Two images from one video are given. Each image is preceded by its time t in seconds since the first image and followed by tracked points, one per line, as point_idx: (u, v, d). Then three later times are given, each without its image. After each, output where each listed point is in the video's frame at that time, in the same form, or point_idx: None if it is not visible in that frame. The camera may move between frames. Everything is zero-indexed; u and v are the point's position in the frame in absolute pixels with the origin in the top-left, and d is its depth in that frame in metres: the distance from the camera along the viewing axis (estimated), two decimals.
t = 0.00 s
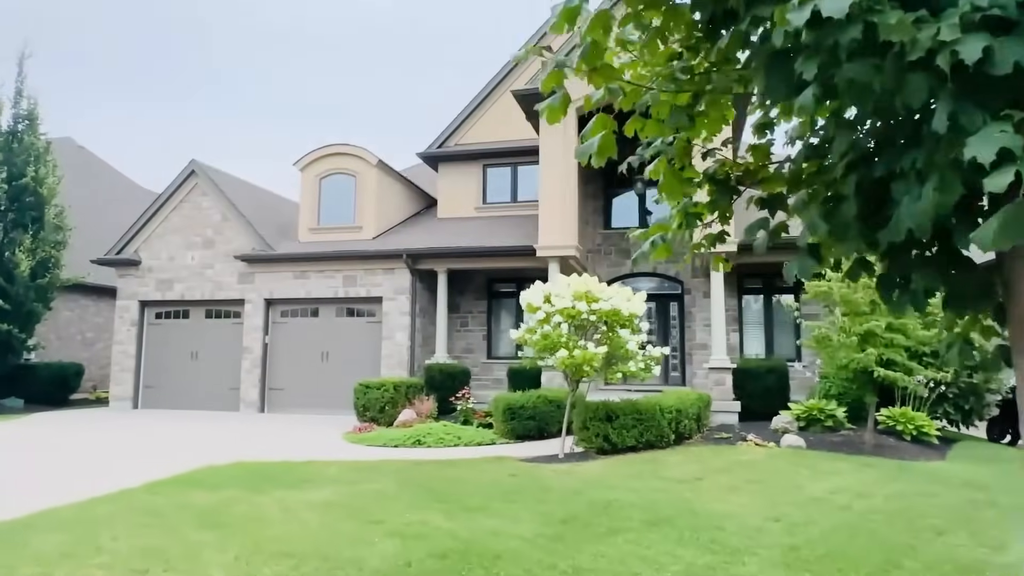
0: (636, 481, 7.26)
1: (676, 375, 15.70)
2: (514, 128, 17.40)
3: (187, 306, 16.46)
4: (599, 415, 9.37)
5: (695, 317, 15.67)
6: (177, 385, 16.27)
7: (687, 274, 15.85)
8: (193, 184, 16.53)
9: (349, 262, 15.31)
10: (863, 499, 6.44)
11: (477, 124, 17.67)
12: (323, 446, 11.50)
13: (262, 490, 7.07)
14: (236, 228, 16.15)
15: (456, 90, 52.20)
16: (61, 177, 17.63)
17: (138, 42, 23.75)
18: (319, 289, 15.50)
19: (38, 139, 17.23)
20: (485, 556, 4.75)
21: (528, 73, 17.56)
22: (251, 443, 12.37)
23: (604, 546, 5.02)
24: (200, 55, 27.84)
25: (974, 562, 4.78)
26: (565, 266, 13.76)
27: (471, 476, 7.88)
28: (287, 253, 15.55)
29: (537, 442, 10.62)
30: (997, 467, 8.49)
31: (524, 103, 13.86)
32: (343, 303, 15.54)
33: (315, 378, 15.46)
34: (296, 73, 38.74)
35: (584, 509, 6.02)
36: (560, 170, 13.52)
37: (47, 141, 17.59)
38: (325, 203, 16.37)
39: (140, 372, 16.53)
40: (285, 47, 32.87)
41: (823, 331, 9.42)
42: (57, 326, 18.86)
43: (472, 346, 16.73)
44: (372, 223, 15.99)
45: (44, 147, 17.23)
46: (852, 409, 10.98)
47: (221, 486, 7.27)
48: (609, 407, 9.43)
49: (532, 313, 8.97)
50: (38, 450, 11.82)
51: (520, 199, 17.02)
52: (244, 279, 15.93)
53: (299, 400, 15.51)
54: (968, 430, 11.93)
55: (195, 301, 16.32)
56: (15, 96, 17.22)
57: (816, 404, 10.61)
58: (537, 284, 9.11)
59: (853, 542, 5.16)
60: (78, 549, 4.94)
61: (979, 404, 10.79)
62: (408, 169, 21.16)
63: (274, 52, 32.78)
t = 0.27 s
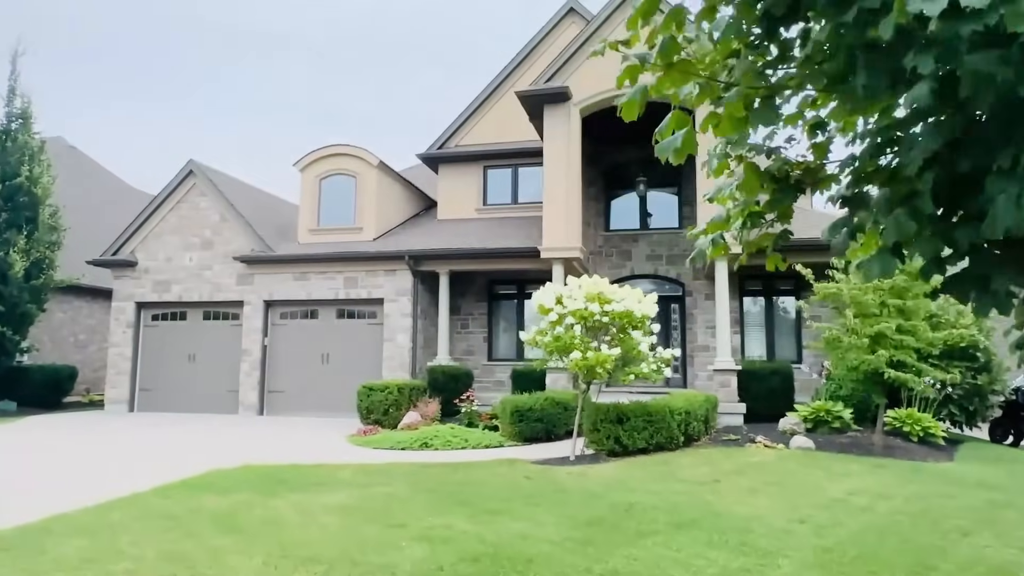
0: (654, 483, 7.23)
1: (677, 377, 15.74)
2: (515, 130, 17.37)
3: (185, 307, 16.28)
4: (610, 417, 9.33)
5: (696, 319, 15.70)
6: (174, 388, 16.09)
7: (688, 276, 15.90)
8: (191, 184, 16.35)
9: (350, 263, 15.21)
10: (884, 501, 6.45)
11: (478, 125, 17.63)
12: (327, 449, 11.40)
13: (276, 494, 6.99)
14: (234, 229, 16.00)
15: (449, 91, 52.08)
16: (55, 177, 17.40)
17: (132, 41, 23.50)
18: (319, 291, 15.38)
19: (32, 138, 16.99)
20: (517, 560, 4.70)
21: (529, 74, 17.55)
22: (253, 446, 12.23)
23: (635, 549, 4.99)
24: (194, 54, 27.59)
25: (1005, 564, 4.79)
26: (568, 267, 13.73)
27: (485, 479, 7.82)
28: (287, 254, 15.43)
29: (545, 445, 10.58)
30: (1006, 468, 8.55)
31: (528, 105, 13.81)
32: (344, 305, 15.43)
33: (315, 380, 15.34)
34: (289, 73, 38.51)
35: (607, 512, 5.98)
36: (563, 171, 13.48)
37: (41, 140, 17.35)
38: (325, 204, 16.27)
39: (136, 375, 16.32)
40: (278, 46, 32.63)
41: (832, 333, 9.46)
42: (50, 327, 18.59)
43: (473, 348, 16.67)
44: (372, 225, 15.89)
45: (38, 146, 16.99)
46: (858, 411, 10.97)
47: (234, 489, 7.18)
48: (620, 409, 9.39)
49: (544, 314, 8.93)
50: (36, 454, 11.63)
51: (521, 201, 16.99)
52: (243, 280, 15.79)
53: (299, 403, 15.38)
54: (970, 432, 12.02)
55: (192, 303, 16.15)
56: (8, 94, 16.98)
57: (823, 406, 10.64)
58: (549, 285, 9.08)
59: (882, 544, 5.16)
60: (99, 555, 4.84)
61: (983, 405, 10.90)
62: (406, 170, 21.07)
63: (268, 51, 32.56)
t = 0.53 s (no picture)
0: (666, 490, 7.20)
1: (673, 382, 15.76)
2: (512, 134, 17.33)
3: (178, 311, 16.06)
4: (616, 422, 9.30)
5: (693, 323, 15.74)
6: (166, 393, 15.86)
7: (685, 281, 15.94)
8: (184, 185, 16.13)
9: (347, 267, 15.08)
10: (898, 506, 6.47)
11: (474, 129, 17.58)
12: (326, 454, 11.26)
13: (285, 502, 6.88)
14: (229, 232, 15.81)
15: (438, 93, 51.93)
16: (44, 178, 17.08)
17: (120, 40, 23.17)
18: (315, 294, 15.23)
19: (19, 138, 16.65)
20: (544, 570, 4.65)
21: (526, 78, 17.51)
22: (250, 452, 12.07)
23: (660, 558, 4.96)
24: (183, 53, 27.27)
25: None
26: (567, 271, 13.70)
27: (495, 485, 7.75)
28: (282, 257, 15.27)
29: (549, 450, 10.52)
30: (1010, 472, 8.61)
31: (528, 108, 13.77)
32: (340, 308, 15.28)
33: (310, 385, 15.18)
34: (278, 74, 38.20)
35: (625, 520, 5.95)
36: (563, 175, 13.44)
37: (29, 140, 17.03)
38: (320, 206, 16.12)
39: (127, 380, 16.07)
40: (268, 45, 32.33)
41: (836, 338, 9.49)
42: (37, 331, 18.24)
43: (469, 352, 16.59)
44: (369, 228, 15.77)
45: (26, 146, 16.69)
46: (859, 415, 11.02)
47: (241, 498, 7.06)
48: (626, 413, 9.35)
49: (551, 319, 8.89)
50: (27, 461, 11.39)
51: (518, 204, 16.95)
52: (238, 283, 15.60)
53: (294, 408, 15.21)
54: (966, 436, 12.11)
55: (185, 306, 15.94)
56: None
57: (824, 410, 10.66)
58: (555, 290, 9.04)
59: (905, 550, 5.17)
60: (115, 568, 4.73)
61: (981, 409, 10.96)
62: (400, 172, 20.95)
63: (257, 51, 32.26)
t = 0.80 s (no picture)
0: (675, 494, 7.16)
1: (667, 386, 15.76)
2: (506, 137, 17.28)
3: (166, 314, 15.79)
4: (619, 426, 9.25)
5: (687, 327, 15.77)
6: (154, 397, 15.57)
7: (678, 285, 15.96)
8: (173, 186, 15.88)
9: (340, 269, 14.91)
10: (908, 509, 6.49)
11: (468, 132, 17.50)
12: (322, 459, 11.10)
13: (289, 508, 6.75)
14: (219, 233, 15.58)
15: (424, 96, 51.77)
16: (28, 176, 16.69)
17: (105, 39, 22.83)
18: (307, 297, 15.04)
19: (3, 135, 16.26)
20: None
21: (519, 81, 17.47)
22: (243, 458, 11.86)
23: (681, 563, 4.91)
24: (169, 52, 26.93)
25: None
26: (563, 275, 13.67)
27: (501, 490, 7.66)
28: (274, 259, 15.07)
29: (549, 454, 10.45)
30: (1009, 475, 8.68)
31: (524, 111, 13.72)
32: (332, 312, 15.11)
33: (302, 389, 14.97)
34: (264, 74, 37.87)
35: (640, 525, 5.90)
36: (559, 178, 13.40)
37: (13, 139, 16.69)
38: (313, 208, 15.94)
39: (113, 383, 15.76)
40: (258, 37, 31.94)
41: (837, 341, 9.52)
42: (18, 334, 17.84)
43: (462, 356, 16.48)
44: (362, 230, 15.63)
45: (10, 146, 16.35)
46: (857, 419, 11.06)
47: (243, 504, 6.92)
48: (629, 417, 9.30)
49: (555, 322, 8.83)
50: (12, 468, 11.10)
51: (512, 207, 16.89)
52: (228, 285, 15.37)
53: (286, 412, 15.01)
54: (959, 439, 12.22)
55: (173, 309, 15.67)
56: None
57: (823, 414, 10.68)
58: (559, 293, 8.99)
59: (924, 554, 5.17)
60: None
61: (975, 412, 11.06)
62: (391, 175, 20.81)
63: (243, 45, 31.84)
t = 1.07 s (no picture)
0: (679, 503, 7.10)
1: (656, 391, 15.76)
2: (495, 141, 17.19)
3: (148, 318, 15.43)
4: (617, 433, 9.18)
5: (677, 332, 15.78)
6: (135, 403, 15.20)
7: (668, 290, 15.97)
8: (156, 188, 15.55)
9: (328, 273, 14.69)
10: (914, 516, 6.51)
11: (457, 135, 17.38)
12: (312, 467, 10.88)
13: (288, 520, 6.58)
14: (203, 236, 15.28)
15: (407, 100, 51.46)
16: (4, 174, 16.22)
17: (84, 37, 22.34)
18: (294, 301, 14.80)
19: None
20: None
21: (509, 85, 17.38)
22: (229, 466, 11.60)
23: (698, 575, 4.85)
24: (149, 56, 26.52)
25: None
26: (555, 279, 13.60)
27: (503, 499, 7.56)
28: (261, 263, 14.81)
29: (544, 461, 10.35)
30: (1002, 481, 8.76)
31: (516, 115, 13.64)
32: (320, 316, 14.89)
33: (288, 395, 14.72)
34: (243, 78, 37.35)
35: (650, 535, 5.84)
36: (550, 182, 13.35)
37: None
38: (300, 211, 15.70)
39: (92, 389, 15.36)
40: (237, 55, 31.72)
41: (833, 347, 9.56)
42: None
43: (451, 361, 16.33)
44: (351, 234, 15.44)
45: None
46: (849, 424, 11.11)
47: (240, 515, 6.74)
48: (627, 424, 9.23)
49: (554, 327, 8.74)
50: None
51: (501, 212, 16.80)
52: (213, 289, 15.07)
53: (272, 418, 14.74)
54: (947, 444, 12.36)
55: (156, 313, 15.33)
56: None
57: (816, 419, 10.70)
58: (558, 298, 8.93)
59: (937, 563, 5.17)
60: None
61: (965, 417, 11.18)
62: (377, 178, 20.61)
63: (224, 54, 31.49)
